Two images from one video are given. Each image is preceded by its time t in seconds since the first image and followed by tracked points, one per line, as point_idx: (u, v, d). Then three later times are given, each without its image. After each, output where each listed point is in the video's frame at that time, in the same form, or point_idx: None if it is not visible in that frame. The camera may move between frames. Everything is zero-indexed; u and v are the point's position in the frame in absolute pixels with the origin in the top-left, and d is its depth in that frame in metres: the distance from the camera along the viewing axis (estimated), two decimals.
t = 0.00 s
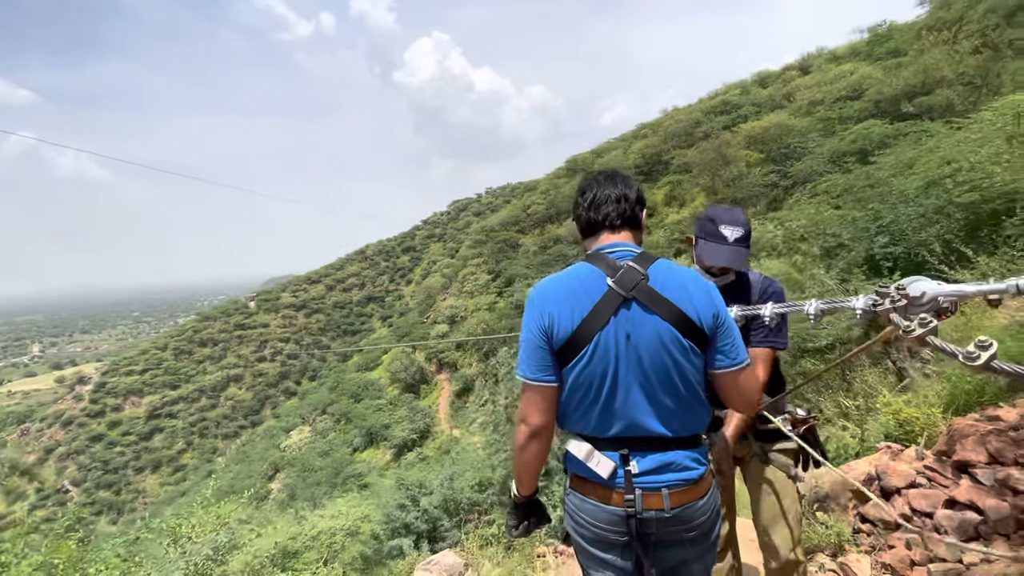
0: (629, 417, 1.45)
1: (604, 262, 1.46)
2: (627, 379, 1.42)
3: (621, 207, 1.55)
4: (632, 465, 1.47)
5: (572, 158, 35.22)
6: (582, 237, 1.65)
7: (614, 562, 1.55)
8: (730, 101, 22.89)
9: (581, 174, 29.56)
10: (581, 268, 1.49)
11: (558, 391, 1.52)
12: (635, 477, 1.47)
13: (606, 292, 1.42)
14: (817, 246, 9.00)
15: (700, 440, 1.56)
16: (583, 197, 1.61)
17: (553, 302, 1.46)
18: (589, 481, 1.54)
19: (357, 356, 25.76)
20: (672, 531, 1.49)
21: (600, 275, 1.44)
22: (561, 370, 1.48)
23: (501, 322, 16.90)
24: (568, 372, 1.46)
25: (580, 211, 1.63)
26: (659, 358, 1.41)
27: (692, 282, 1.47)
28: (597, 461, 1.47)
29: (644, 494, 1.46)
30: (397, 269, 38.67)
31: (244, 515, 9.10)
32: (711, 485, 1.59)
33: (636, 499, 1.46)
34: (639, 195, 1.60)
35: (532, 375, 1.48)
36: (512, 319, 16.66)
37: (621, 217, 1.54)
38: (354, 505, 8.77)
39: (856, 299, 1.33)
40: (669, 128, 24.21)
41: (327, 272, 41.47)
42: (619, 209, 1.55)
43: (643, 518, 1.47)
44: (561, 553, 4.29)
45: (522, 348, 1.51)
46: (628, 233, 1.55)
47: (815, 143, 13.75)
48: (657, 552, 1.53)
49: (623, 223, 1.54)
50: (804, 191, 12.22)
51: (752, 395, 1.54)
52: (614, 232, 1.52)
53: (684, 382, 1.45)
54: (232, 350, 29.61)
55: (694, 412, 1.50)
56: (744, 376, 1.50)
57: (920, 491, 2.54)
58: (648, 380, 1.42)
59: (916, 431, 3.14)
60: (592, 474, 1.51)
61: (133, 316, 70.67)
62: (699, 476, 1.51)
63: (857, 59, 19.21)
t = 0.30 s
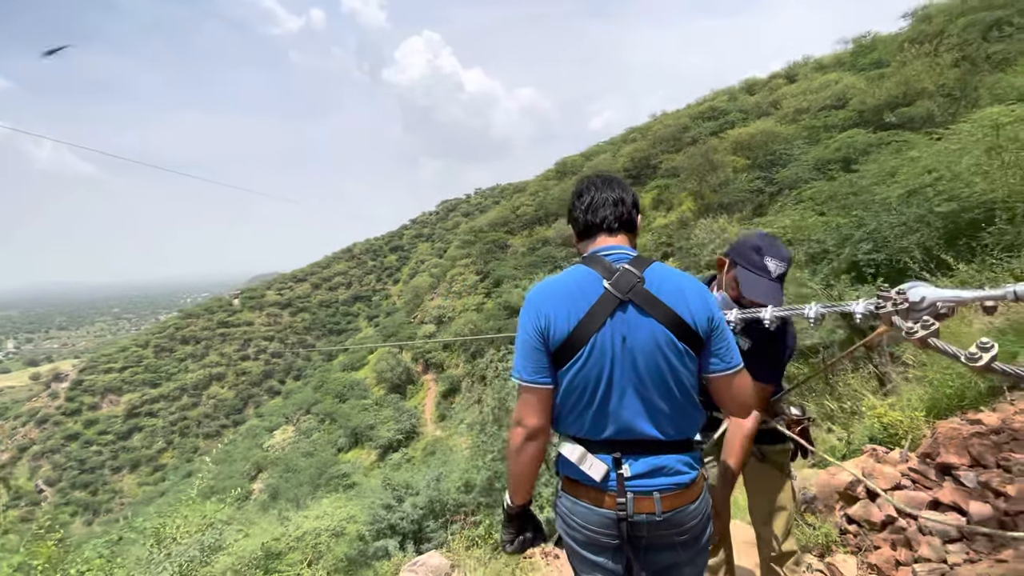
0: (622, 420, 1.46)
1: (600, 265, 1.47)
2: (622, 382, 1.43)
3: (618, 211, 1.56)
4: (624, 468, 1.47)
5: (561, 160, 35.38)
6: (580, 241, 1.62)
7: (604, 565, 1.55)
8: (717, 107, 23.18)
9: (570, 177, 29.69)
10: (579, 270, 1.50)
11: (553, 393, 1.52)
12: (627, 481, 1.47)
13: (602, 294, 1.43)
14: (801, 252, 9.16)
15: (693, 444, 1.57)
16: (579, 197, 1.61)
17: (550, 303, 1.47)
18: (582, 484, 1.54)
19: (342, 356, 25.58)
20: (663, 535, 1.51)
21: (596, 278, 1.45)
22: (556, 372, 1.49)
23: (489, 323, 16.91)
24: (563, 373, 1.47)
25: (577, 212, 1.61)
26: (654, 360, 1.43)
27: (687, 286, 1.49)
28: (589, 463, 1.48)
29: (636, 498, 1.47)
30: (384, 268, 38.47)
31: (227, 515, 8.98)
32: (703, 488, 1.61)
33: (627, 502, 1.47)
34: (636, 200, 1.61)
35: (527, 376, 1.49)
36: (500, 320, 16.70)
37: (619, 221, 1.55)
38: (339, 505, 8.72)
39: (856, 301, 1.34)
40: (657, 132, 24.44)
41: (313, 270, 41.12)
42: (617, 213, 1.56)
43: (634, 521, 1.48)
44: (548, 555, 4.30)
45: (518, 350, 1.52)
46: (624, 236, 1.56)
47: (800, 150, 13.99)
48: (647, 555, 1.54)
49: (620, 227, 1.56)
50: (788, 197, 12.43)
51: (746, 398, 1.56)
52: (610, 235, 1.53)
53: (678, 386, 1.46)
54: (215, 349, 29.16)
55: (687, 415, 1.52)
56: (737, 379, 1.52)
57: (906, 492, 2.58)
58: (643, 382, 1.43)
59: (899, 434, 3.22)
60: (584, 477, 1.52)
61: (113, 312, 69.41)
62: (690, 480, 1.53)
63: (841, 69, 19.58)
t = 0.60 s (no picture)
0: (615, 422, 1.46)
1: (593, 266, 1.48)
2: (614, 383, 1.43)
3: (612, 214, 1.58)
4: (616, 470, 1.47)
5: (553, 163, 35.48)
6: (573, 244, 1.62)
7: (595, 568, 1.55)
8: (708, 113, 23.41)
9: (561, 179, 29.79)
10: (571, 271, 1.51)
11: (543, 394, 1.52)
12: (618, 483, 1.48)
13: (596, 295, 1.44)
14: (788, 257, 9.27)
15: (683, 445, 1.59)
16: (571, 196, 1.62)
17: (542, 303, 1.47)
18: (573, 487, 1.54)
19: (329, 355, 25.40)
20: (652, 537, 1.52)
21: (589, 279, 1.46)
22: (547, 373, 1.49)
23: (479, 324, 16.91)
24: (554, 375, 1.47)
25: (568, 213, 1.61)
26: (647, 362, 1.44)
27: (679, 289, 1.51)
28: (581, 466, 1.48)
29: (627, 501, 1.47)
30: (373, 267, 38.27)
31: (210, 515, 8.88)
32: (692, 491, 1.62)
33: (619, 505, 1.47)
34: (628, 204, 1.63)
35: (518, 377, 1.48)
36: (490, 321, 16.70)
37: (612, 224, 1.57)
38: (325, 506, 8.65)
39: (849, 306, 1.38)
40: (648, 136, 24.63)
41: (301, 268, 40.79)
42: (611, 216, 1.57)
43: (626, 523, 1.49)
44: (534, 556, 4.31)
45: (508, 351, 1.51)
46: (617, 240, 1.58)
47: (788, 157, 14.17)
48: (636, 558, 1.55)
49: (614, 230, 1.57)
50: (776, 204, 12.58)
51: (734, 400, 1.59)
52: (604, 236, 1.54)
53: (671, 387, 1.48)
54: (199, 346, 28.79)
55: (678, 417, 1.53)
56: (727, 381, 1.55)
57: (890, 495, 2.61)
58: (635, 384, 1.44)
59: (884, 439, 3.27)
60: (575, 479, 1.52)
61: (95, 307, 68.25)
62: (681, 482, 1.54)
63: (829, 78, 19.88)
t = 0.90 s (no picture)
0: (627, 424, 1.44)
1: (602, 265, 1.48)
2: (627, 382, 1.42)
3: (623, 218, 1.60)
4: (627, 473, 1.45)
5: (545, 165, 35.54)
6: (588, 238, 1.58)
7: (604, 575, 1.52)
8: (700, 118, 23.60)
9: (554, 181, 29.84)
10: (580, 271, 1.49)
11: (549, 395, 1.46)
12: (630, 487, 1.45)
13: (608, 293, 1.44)
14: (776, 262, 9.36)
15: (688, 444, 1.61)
16: (580, 191, 1.61)
17: (552, 301, 1.44)
18: (583, 491, 1.50)
19: (318, 355, 25.24)
20: (662, 539, 1.50)
21: (600, 278, 1.45)
22: (553, 374, 1.45)
23: (469, 325, 16.91)
24: (565, 375, 1.43)
25: (582, 205, 1.59)
26: (658, 361, 1.45)
27: (685, 291, 1.56)
28: (592, 470, 1.44)
29: (639, 504, 1.45)
30: (363, 266, 38.10)
31: (195, 515, 8.79)
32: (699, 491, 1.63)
33: (630, 509, 1.44)
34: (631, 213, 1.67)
35: (525, 378, 1.42)
36: (480, 323, 16.71)
37: (624, 229, 1.59)
38: (312, 506, 8.60)
39: (835, 311, 1.41)
40: (641, 140, 24.77)
41: (291, 267, 40.51)
42: (623, 220, 1.59)
43: (637, 528, 1.46)
44: (522, 557, 4.30)
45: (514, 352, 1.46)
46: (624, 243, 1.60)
47: (778, 163, 14.32)
48: (647, 561, 1.53)
49: (624, 233, 1.60)
50: (766, 209, 12.71)
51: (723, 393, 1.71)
52: (614, 237, 1.56)
53: (679, 384, 1.50)
54: (186, 344, 28.48)
55: (686, 415, 1.55)
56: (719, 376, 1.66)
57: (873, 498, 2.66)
58: (648, 382, 1.44)
59: (868, 442, 3.33)
60: (585, 485, 1.48)
61: (80, 304, 67.29)
62: (689, 482, 1.54)
63: (819, 86, 20.11)
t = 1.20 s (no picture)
0: (670, 435, 1.15)
1: (628, 270, 1.18)
2: (668, 396, 1.14)
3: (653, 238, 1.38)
4: (671, 491, 1.16)
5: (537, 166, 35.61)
6: (623, 228, 1.31)
7: None
8: (690, 122, 23.81)
9: (545, 182, 29.91)
10: (602, 275, 1.18)
11: (582, 413, 1.15)
12: (675, 505, 1.16)
13: (639, 299, 1.14)
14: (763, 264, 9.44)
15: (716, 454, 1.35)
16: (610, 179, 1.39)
17: (580, 302, 1.12)
18: (621, 517, 1.16)
19: (306, 354, 25.09)
20: (703, 560, 1.23)
21: (629, 283, 1.16)
22: (588, 389, 1.14)
23: (459, 326, 16.89)
24: (599, 389, 1.13)
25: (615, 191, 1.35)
26: (695, 371, 1.18)
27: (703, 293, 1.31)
28: (635, 491, 1.13)
29: (684, 524, 1.16)
30: (353, 266, 37.91)
31: (179, 516, 8.71)
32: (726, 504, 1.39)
33: (676, 530, 1.15)
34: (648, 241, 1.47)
35: (556, 393, 1.11)
36: (470, 324, 16.70)
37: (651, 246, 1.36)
38: (299, 507, 8.55)
39: (821, 314, 1.43)
40: (632, 144, 24.92)
41: (279, 265, 40.19)
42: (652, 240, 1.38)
43: (681, 549, 1.18)
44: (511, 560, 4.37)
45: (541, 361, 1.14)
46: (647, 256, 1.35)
47: (766, 168, 14.48)
48: None
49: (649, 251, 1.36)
50: (754, 214, 12.85)
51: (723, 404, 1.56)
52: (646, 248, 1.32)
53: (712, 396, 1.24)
54: (171, 343, 28.13)
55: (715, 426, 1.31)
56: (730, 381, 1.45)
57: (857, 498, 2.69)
58: (687, 393, 1.17)
59: (853, 443, 3.37)
60: (622, 508, 1.16)
61: (62, 300, 65.97)
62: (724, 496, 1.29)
63: (807, 92, 20.38)
